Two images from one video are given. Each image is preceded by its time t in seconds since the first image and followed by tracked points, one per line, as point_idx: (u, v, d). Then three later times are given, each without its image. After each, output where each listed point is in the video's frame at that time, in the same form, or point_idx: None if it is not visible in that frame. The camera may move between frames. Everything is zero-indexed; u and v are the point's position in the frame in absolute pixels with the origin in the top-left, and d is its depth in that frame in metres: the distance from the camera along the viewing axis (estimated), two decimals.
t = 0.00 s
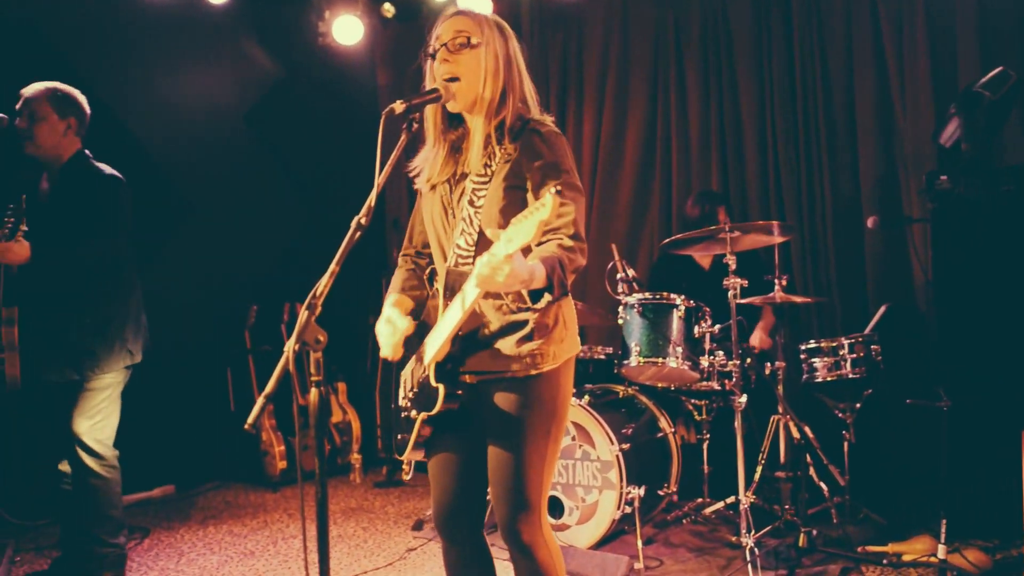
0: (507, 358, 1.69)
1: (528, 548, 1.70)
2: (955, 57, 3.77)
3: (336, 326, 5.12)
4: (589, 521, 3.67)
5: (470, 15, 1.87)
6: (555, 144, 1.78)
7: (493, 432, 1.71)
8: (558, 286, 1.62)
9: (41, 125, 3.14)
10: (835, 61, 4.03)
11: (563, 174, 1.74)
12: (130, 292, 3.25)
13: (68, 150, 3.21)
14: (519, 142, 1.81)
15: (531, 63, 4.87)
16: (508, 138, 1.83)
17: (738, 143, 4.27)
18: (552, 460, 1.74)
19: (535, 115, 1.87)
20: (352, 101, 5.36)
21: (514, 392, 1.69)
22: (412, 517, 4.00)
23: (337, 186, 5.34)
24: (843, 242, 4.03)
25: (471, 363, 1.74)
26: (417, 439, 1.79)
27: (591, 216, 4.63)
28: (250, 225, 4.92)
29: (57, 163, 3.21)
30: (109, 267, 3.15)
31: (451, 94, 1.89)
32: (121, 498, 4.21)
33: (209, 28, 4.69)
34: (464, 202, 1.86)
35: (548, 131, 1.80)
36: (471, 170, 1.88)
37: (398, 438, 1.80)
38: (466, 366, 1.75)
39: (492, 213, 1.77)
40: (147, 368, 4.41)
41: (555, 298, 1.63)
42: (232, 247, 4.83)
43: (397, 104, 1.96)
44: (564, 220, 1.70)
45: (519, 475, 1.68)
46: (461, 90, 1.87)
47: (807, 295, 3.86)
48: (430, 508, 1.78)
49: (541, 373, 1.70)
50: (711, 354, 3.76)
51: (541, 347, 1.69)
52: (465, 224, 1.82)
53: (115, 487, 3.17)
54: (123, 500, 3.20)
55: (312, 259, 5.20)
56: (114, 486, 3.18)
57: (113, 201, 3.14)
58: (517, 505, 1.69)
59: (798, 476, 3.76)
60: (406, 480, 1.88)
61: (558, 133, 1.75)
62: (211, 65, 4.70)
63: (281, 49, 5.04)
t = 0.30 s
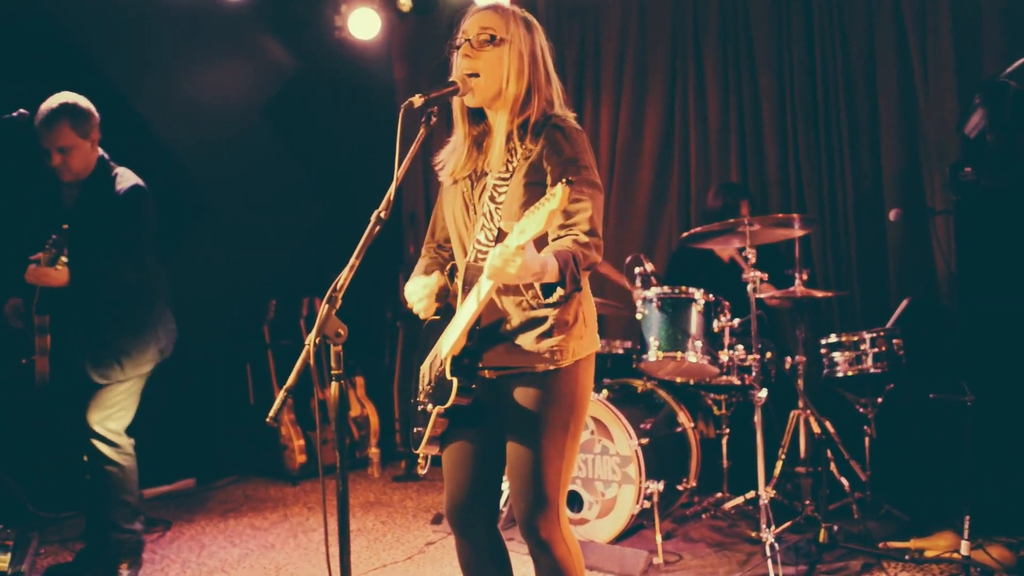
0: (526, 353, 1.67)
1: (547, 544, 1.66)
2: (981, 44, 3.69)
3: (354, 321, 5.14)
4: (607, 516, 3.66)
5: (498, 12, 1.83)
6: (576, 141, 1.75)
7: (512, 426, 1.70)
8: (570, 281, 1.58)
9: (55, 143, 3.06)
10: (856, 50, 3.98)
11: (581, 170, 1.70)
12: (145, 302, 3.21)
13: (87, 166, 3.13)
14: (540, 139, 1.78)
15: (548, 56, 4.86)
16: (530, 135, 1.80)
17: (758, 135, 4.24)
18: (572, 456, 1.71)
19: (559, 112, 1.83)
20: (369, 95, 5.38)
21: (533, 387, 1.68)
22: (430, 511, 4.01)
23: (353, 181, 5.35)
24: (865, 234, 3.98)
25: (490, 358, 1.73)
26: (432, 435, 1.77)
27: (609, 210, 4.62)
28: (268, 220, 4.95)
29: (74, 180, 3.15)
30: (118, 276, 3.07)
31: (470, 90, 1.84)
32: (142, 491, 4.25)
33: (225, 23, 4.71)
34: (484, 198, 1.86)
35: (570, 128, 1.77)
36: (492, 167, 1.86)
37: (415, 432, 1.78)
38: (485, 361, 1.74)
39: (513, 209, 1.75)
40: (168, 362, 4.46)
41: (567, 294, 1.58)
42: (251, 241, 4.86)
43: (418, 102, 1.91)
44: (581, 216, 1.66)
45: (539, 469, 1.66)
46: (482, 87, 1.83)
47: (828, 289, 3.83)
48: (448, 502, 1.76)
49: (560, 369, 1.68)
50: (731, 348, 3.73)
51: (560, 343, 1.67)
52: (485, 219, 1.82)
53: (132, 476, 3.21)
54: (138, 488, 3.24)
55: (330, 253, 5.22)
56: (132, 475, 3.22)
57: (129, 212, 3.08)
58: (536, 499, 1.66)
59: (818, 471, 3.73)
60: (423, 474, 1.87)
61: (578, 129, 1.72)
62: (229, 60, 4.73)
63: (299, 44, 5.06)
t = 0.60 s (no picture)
0: (538, 350, 1.66)
1: (558, 540, 1.66)
2: (1002, 33, 3.62)
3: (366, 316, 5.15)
4: (620, 511, 3.65)
5: (514, 9, 1.81)
6: (587, 137, 1.71)
7: (524, 422, 1.69)
8: (572, 278, 1.53)
9: (51, 184, 2.97)
10: (872, 41, 3.93)
11: (590, 167, 1.67)
12: (179, 305, 3.33)
13: (89, 194, 3.08)
14: (550, 132, 1.75)
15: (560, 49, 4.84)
16: (541, 129, 1.77)
17: (772, 127, 4.20)
18: (583, 450, 1.70)
19: (571, 107, 1.79)
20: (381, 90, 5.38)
21: (546, 383, 1.66)
22: (443, 506, 4.02)
23: (365, 176, 5.36)
24: (881, 227, 3.93)
25: (502, 354, 1.72)
26: (442, 432, 1.75)
27: (622, 204, 4.59)
28: (281, 215, 4.96)
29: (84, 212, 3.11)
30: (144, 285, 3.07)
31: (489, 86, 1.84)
32: (165, 484, 4.35)
33: (238, 20, 4.74)
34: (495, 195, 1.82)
35: (581, 122, 1.74)
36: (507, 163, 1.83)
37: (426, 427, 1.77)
38: (497, 357, 1.73)
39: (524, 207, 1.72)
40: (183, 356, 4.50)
41: (568, 292, 1.54)
42: (264, 237, 4.88)
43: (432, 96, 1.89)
44: (587, 212, 1.62)
45: (552, 465, 1.65)
46: (496, 83, 1.81)
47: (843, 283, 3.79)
48: (461, 496, 1.75)
49: (574, 366, 1.67)
50: (745, 343, 3.70)
51: (572, 339, 1.65)
52: (496, 216, 1.78)
53: (161, 467, 3.30)
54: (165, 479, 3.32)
55: (342, 248, 5.24)
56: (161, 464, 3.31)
57: (143, 229, 3.09)
58: (547, 495, 1.65)
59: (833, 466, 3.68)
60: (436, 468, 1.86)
61: (589, 125, 1.69)
62: (242, 56, 4.75)
63: (311, 40, 5.07)
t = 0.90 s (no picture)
0: (554, 352, 1.65)
1: (567, 542, 1.66)
2: (1014, 25, 3.59)
3: (373, 312, 5.15)
4: (627, 507, 3.64)
5: (521, 7, 1.77)
6: (606, 143, 1.69)
7: (538, 425, 1.67)
8: (585, 280, 1.53)
9: (50, 231, 2.98)
10: (882, 34, 3.90)
11: (608, 174, 1.65)
12: (196, 301, 3.41)
13: (88, 236, 3.10)
14: (573, 139, 1.72)
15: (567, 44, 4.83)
16: (560, 135, 1.75)
17: (781, 122, 4.18)
18: (595, 452, 1.69)
19: (591, 113, 1.77)
20: (388, 86, 5.38)
21: (560, 386, 1.65)
22: (450, 501, 4.02)
23: (372, 172, 5.35)
24: (890, 223, 3.91)
25: (517, 356, 1.71)
26: (453, 437, 1.75)
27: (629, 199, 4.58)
28: (288, 211, 4.97)
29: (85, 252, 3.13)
30: (156, 295, 3.10)
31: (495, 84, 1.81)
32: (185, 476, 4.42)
33: (244, 17, 4.75)
34: (513, 198, 1.80)
35: (603, 130, 1.72)
36: (523, 166, 1.81)
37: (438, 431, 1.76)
38: (512, 359, 1.72)
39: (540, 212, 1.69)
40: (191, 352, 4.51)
41: (581, 293, 1.55)
42: (271, 233, 4.89)
43: (440, 91, 1.87)
44: (603, 218, 1.61)
45: (562, 471, 1.64)
46: (503, 81, 1.78)
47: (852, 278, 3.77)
48: (469, 497, 1.74)
49: (588, 369, 1.66)
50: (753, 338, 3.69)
51: (587, 341, 1.64)
52: (513, 220, 1.77)
53: (178, 459, 3.33)
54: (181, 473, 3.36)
55: (349, 245, 5.24)
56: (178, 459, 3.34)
57: (146, 244, 3.12)
58: (557, 497, 1.64)
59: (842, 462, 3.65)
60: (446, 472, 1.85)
61: (609, 131, 1.67)
62: (248, 53, 4.76)
63: (318, 36, 5.08)
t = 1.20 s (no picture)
0: (556, 349, 1.65)
1: (566, 539, 1.66)
2: (1016, 21, 3.58)
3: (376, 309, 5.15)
4: (630, 503, 3.65)
5: (520, 3, 1.78)
6: (604, 138, 1.70)
7: (539, 422, 1.67)
8: (594, 276, 1.55)
9: (52, 225, 3.00)
10: (885, 31, 3.90)
11: (608, 169, 1.66)
12: (198, 298, 3.39)
13: (90, 228, 3.10)
14: (567, 132, 1.72)
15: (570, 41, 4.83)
16: (557, 129, 1.74)
17: (783, 118, 4.18)
18: (594, 449, 1.69)
19: (586, 108, 1.77)
20: (390, 83, 5.38)
21: (561, 383, 1.65)
22: (453, 498, 4.03)
23: (373, 169, 5.35)
24: (893, 219, 3.91)
25: (520, 353, 1.70)
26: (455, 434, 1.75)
27: (632, 195, 4.58)
28: (290, 208, 4.97)
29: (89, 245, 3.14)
30: (162, 289, 3.12)
31: (495, 79, 1.78)
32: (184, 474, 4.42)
33: (245, 14, 4.75)
34: (511, 194, 1.79)
35: (597, 123, 1.73)
36: (519, 161, 1.79)
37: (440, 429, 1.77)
38: (515, 357, 1.71)
39: (541, 208, 1.70)
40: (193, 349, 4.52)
41: (590, 289, 1.55)
42: (273, 230, 4.89)
43: (441, 87, 1.81)
44: (605, 213, 1.62)
45: (563, 469, 1.64)
46: (508, 75, 1.77)
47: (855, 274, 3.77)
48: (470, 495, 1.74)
49: (590, 366, 1.66)
50: (755, 334, 3.68)
51: (590, 338, 1.64)
52: (513, 217, 1.76)
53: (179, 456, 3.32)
54: (181, 471, 3.34)
55: (351, 242, 5.25)
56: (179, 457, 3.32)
57: (153, 237, 3.13)
58: (556, 494, 1.64)
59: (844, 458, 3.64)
60: (450, 469, 1.86)
61: (606, 125, 1.68)
62: (251, 49, 4.76)
63: (320, 33, 5.08)
